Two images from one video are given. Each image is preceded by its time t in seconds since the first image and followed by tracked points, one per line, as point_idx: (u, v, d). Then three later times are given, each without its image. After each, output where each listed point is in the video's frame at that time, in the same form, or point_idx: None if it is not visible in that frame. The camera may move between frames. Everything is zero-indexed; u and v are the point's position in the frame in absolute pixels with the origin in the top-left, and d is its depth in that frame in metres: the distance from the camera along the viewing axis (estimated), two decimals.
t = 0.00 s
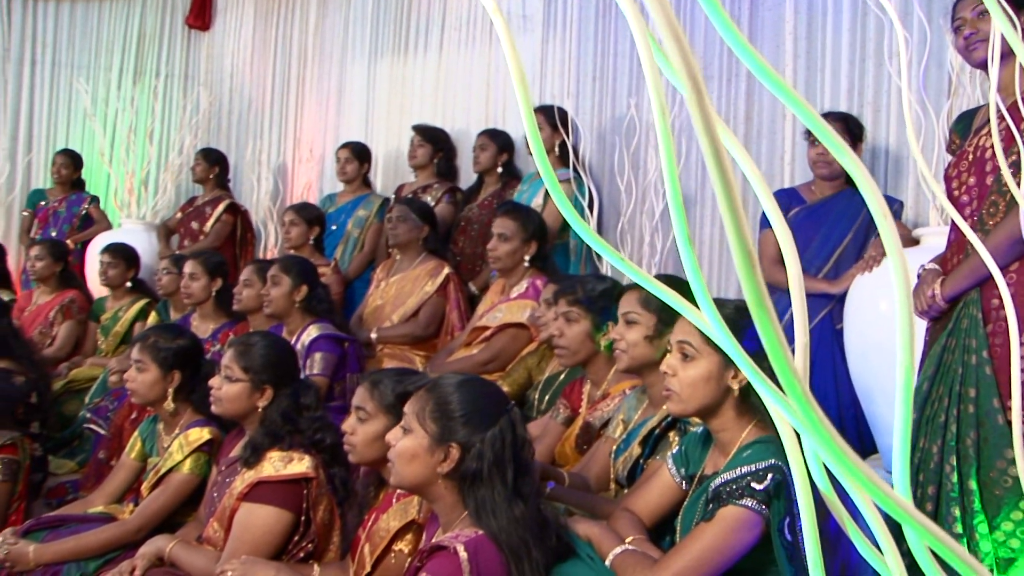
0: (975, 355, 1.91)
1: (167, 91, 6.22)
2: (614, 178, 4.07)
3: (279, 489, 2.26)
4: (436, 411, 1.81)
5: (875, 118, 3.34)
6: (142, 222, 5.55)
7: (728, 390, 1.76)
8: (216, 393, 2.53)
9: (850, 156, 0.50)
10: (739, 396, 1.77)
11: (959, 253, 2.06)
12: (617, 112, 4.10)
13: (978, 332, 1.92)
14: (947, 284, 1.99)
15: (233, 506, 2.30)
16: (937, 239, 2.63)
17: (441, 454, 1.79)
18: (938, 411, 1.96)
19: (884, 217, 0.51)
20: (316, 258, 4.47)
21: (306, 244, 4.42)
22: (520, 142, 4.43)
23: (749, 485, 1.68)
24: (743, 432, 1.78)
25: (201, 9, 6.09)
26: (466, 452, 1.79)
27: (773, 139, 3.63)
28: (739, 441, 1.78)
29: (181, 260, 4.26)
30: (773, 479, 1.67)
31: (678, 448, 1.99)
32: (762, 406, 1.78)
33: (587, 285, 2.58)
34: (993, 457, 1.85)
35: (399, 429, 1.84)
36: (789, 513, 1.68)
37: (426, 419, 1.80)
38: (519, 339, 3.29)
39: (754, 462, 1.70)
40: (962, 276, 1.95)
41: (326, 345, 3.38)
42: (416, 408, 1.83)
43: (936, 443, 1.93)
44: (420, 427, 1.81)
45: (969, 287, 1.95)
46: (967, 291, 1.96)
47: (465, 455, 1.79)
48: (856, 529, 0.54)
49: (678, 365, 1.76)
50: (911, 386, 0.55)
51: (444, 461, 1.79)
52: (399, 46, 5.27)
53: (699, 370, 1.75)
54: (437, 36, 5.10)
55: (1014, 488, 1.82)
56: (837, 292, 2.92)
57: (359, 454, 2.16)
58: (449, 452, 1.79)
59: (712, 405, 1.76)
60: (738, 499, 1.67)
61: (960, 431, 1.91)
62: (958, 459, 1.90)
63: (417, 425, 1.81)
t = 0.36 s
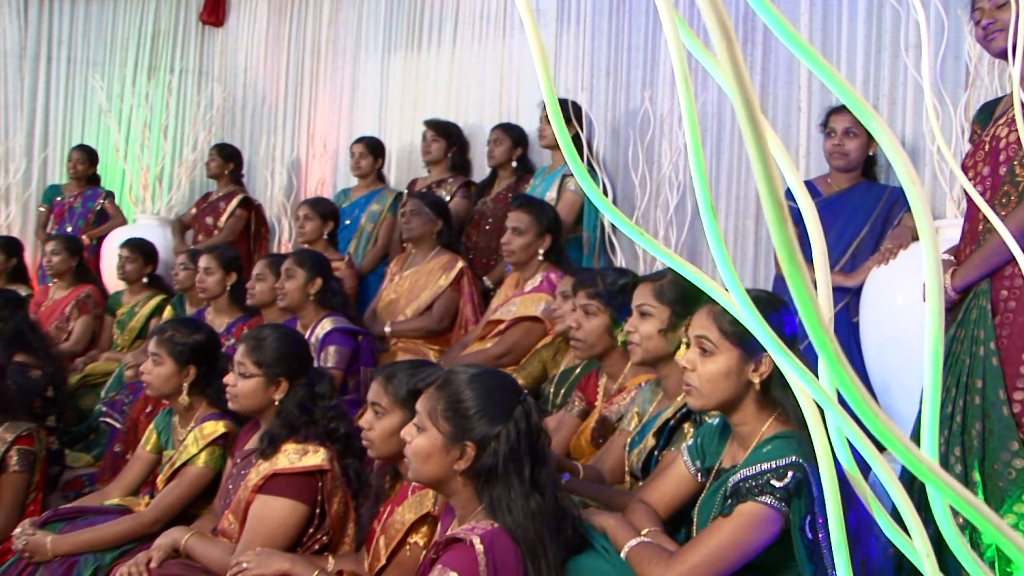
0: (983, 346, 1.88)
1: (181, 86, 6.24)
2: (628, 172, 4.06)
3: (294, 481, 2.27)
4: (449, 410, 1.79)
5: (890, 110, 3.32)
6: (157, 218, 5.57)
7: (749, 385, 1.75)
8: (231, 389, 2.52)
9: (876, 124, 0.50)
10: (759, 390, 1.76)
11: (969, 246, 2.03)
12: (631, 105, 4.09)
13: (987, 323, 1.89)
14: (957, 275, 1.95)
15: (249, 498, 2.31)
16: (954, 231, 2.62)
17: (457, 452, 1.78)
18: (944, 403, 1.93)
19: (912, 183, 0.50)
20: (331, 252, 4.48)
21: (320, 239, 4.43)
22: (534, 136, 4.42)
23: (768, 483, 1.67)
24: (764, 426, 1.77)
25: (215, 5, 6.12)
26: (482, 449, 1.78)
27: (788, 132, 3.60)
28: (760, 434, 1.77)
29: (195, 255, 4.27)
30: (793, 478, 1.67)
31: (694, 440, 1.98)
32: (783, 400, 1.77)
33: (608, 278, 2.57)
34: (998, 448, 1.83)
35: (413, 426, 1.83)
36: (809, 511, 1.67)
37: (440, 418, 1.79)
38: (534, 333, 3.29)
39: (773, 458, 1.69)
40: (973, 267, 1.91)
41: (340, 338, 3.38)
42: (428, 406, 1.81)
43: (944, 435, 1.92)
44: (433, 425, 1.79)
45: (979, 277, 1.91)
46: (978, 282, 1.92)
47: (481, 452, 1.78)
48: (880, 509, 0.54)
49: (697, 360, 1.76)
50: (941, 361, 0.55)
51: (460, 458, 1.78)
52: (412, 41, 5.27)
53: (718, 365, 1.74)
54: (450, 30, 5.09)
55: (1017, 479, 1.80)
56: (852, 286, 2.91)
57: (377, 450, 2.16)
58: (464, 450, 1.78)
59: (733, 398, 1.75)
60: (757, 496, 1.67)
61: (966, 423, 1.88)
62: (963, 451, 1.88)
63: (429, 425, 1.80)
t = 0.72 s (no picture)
0: (993, 337, 1.87)
1: (194, 82, 6.27)
2: (640, 165, 4.04)
3: (306, 473, 2.27)
4: (459, 406, 1.77)
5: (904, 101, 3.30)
6: (170, 213, 5.59)
7: (766, 382, 1.74)
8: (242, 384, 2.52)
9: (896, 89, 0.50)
10: (775, 387, 1.76)
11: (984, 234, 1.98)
12: (643, 99, 4.08)
13: (998, 314, 1.87)
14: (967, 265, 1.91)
15: (261, 490, 2.31)
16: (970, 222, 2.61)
17: (471, 446, 1.77)
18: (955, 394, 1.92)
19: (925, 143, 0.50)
20: (343, 247, 4.48)
21: (332, 234, 4.44)
22: (547, 130, 4.42)
23: (784, 480, 1.65)
24: (779, 420, 1.77)
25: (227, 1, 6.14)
26: (495, 443, 1.77)
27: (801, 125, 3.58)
28: (776, 427, 1.77)
29: (207, 250, 4.28)
30: (810, 474, 1.65)
31: (707, 431, 1.97)
32: (799, 396, 1.76)
33: (624, 270, 2.57)
34: (1007, 440, 1.82)
35: (423, 423, 1.81)
36: (825, 508, 1.66)
37: (450, 413, 1.77)
38: (546, 326, 3.28)
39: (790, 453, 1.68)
40: (985, 257, 1.87)
41: (352, 331, 3.39)
42: (438, 402, 1.79)
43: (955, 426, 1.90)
44: (444, 421, 1.77)
45: (989, 268, 1.88)
46: (988, 272, 1.89)
47: (494, 445, 1.77)
48: (899, 486, 0.54)
49: (712, 357, 1.75)
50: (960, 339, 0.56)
51: (475, 453, 1.78)
52: (424, 36, 5.27)
53: (734, 363, 1.73)
54: (462, 25, 5.08)
55: None
56: (866, 279, 2.89)
57: (392, 444, 2.16)
58: (478, 445, 1.77)
59: (751, 395, 1.75)
60: (773, 492, 1.65)
61: (975, 413, 1.88)
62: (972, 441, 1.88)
63: (441, 420, 1.78)
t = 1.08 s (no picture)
0: (1011, 329, 1.86)
1: (205, 78, 6.29)
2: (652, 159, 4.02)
3: (317, 465, 2.28)
4: (477, 395, 1.76)
5: (917, 94, 3.28)
6: (181, 208, 5.61)
7: (776, 378, 1.74)
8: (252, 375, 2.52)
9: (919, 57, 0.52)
10: (787, 381, 1.75)
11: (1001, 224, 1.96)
12: (654, 93, 4.07)
13: (1014, 305, 1.86)
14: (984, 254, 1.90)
15: (272, 482, 2.32)
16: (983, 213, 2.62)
17: (496, 433, 1.76)
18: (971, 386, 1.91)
19: (954, 111, 0.52)
20: (354, 242, 4.49)
21: (344, 229, 4.44)
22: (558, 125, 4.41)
23: (797, 471, 1.65)
24: (790, 412, 1.76)
25: None
26: (519, 424, 1.77)
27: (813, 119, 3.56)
28: (788, 418, 1.76)
29: (218, 245, 4.29)
30: (823, 465, 1.65)
31: (718, 421, 1.97)
32: (810, 393, 1.75)
33: (640, 262, 2.56)
34: None
35: (440, 422, 1.79)
36: (837, 499, 1.65)
37: (468, 406, 1.76)
38: (557, 319, 3.28)
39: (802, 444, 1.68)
40: (1003, 247, 1.87)
41: (362, 324, 3.39)
42: (453, 397, 1.77)
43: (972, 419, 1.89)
44: (465, 415, 1.76)
45: (1007, 259, 1.88)
46: (1004, 263, 1.88)
47: (518, 426, 1.77)
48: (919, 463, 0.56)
49: (724, 351, 1.74)
50: (986, 320, 0.58)
51: (500, 440, 1.77)
52: (435, 31, 5.26)
53: (746, 358, 1.72)
54: (473, 19, 5.06)
55: None
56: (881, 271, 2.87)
57: (400, 434, 2.15)
58: (503, 430, 1.76)
59: (761, 389, 1.74)
60: (785, 483, 1.65)
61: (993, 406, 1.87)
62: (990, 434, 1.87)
63: (462, 415, 1.76)
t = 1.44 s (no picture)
0: None
1: (216, 73, 6.31)
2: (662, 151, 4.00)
3: (328, 456, 2.28)
4: (487, 378, 1.76)
5: (930, 84, 3.26)
6: (193, 203, 5.62)
7: (792, 366, 1.73)
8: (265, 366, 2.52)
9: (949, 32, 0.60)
10: (802, 370, 1.74)
11: None
12: (665, 85, 4.05)
13: None
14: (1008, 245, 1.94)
15: (284, 473, 2.32)
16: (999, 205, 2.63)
17: (503, 419, 1.76)
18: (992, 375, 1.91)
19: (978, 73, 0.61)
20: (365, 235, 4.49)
21: (355, 223, 4.45)
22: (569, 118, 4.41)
23: (810, 458, 1.64)
24: (803, 400, 1.75)
25: None
26: (527, 409, 1.76)
27: (825, 110, 3.54)
28: (800, 407, 1.75)
29: (229, 239, 4.29)
30: (836, 451, 1.64)
31: (731, 411, 1.96)
32: (825, 380, 1.73)
33: (647, 253, 2.56)
34: None
35: (450, 406, 1.79)
36: (850, 486, 1.65)
37: (478, 389, 1.76)
38: (568, 311, 3.27)
39: (816, 430, 1.67)
40: None
41: (374, 317, 3.39)
42: (463, 380, 1.77)
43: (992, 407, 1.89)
44: (473, 399, 1.76)
45: None
46: None
47: (527, 413, 1.76)
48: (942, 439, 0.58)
49: (739, 340, 1.73)
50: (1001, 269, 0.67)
51: (508, 425, 1.76)
52: (445, 24, 5.25)
53: (760, 347, 1.71)
54: (483, 12, 5.05)
55: None
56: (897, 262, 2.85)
57: (412, 425, 2.15)
58: (511, 416, 1.76)
59: (774, 378, 1.73)
60: (799, 470, 1.64)
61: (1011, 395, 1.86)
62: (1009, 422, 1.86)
63: (470, 399, 1.76)
